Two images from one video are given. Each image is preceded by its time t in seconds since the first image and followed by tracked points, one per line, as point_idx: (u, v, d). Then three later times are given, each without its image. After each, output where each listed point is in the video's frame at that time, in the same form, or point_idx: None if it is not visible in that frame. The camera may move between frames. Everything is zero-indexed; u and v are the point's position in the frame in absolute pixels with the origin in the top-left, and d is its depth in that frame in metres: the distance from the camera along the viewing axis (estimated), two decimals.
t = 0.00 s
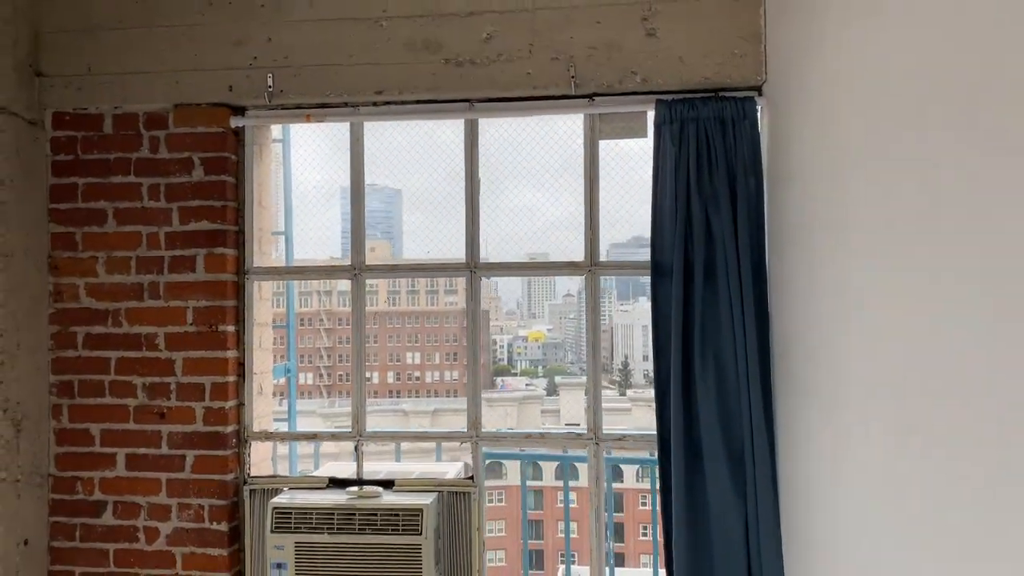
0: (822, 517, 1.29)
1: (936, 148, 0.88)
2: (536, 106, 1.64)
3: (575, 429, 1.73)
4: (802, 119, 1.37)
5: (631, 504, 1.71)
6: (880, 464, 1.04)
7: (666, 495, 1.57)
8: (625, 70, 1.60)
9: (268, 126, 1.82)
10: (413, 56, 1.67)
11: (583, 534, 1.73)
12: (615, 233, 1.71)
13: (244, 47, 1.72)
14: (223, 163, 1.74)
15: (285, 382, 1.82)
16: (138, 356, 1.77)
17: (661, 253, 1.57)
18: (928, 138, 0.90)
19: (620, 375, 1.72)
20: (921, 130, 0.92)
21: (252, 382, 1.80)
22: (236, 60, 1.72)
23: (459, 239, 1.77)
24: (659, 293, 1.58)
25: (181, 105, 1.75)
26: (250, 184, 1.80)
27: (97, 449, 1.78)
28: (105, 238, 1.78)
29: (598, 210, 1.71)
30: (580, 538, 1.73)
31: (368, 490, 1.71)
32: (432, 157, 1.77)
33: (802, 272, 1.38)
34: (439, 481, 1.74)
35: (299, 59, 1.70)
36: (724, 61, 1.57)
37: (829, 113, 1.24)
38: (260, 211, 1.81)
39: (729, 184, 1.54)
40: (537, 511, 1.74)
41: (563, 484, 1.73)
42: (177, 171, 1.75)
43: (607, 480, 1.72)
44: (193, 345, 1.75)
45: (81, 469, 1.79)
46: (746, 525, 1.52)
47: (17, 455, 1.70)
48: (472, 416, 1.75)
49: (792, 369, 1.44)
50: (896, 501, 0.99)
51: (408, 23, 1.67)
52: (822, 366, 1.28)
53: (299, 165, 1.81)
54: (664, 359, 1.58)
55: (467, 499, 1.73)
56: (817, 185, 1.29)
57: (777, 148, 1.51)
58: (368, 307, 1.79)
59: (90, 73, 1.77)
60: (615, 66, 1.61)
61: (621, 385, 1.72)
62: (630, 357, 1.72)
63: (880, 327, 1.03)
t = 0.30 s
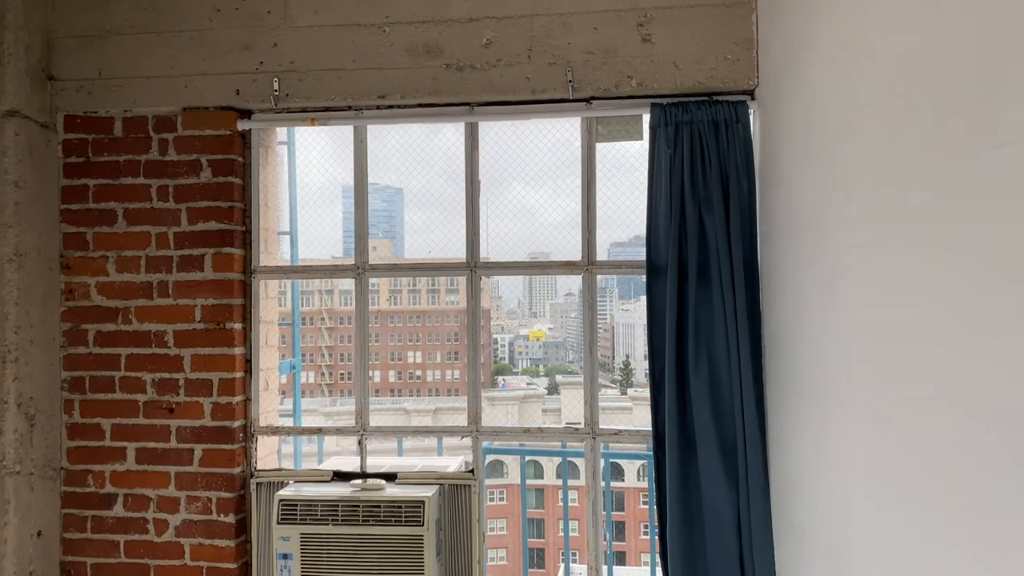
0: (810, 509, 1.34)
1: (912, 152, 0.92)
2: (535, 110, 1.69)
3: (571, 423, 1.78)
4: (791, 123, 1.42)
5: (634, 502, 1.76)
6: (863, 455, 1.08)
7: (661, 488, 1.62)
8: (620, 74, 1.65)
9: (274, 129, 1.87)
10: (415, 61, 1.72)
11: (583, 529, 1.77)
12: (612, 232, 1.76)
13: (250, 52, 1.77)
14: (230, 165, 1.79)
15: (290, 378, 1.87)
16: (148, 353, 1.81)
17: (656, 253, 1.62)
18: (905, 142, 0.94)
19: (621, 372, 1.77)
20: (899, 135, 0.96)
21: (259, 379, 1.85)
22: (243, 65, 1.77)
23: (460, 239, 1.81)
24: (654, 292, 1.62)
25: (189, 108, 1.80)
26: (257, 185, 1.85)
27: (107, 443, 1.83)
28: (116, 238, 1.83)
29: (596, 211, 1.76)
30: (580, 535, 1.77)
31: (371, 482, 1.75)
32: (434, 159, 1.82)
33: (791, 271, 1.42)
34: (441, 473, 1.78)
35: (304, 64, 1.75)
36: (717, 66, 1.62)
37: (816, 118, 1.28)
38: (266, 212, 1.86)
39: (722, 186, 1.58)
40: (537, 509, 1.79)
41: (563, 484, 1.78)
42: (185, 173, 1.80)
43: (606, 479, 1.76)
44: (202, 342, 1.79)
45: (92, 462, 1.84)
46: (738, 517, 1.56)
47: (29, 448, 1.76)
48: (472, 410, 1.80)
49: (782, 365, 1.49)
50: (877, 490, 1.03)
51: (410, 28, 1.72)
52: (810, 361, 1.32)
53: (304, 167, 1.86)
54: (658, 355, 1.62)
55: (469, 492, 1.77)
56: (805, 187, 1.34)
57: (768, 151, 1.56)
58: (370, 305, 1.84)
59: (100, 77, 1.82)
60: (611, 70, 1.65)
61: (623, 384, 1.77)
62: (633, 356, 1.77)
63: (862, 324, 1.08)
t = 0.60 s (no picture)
0: (805, 502, 1.38)
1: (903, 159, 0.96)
2: (538, 114, 1.73)
3: (574, 420, 1.82)
4: (788, 127, 1.46)
5: (635, 501, 1.80)
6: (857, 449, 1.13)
7: (662, 483, 1.66)
8: (622, 80, 1.69)
9: (284, 132, 1.91)
10: (422, 66, 1.76)
11: (585, 526, 1.82)
12: (614, 231, 1.80)
13: (261, 58, 1.81)
14: (241, 168, 1.83)
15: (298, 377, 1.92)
16: (161, 351, 1.86)
17: (657, 253, 1.66)
18: (897, 149, 0.98)
19: (622, 371, 1.81)
20: (891, 142, 1.00)
21: (269, 377, 1.90)
22: (254, 70, 1.81)
23: (465, 239, 1.86)
24: (655, 292, 1.66)
25: (201, 112, 1.84)
26: (266, 187, 1.89)
27: (121, 439, 1.88)
28: (130, 239, 1.87)
29: (598, 213, 1.80)
30: (582, 533, 1.82)
31: (379, 478, 1.80)
32: (439, 162, 1.86)
33: (787, 272, 1.47)
34: (446, 470, 1.83)
35: (313, 69, 1.79)
36: (716, 72, 1.66)
37: (811, 123, 1.33)
38: (275, 213, 1.91)
39: (721, 189, 1.63)
40: (540, 508, 1.83)
41: (567, 483, 1.82)
42: (197, 176, 1.84)
43: (607, 477, 1.81)
44: (213, 341, 1.84)
45: (106, 458, 1.88)
46: (737, 511, 1.60)
47: (46, 444, 1.80)
48: (477, 407, 1.84)
49: (780, 363, 1.53)
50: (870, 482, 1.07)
51: (417, 34, 1.76)
52: (806, 359, 1.36)
53: (312, 169, 1.90)
54: (659, 353, 1.67)
55: (474, 486, 1.82)
56: (801, 190, 1.38)
57: (766, 155, 1.60)
58: (377, 304, 1.88)
59: (114, 82, 1.87)
60: (613, 76, 1.70)
61: (624, 383, 1.81)
62: (633, 355, 1.81)
63: (856, 323, 1.13)
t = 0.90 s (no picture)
0: (804, 494, 1.42)
1: (895, 164, 1.01)
2: (544, 118, 1.78)
3: (579, 415, 1.87)
4: (787, 131, 1.50)
5: (636, 499, 1.84)
6: (853, 442, 1.17)
7: (664, 477, 1.71)
8: (625, 84, 1.73)
9: (294, 135, 1.96)
10: (431, 71, 1.80)
11: (589, 522, 1.86)
12: (618, 230, 1.84)
13: (272, 63, 1.85)
14: (253, 170, 1.88)
15: (308, 374, 1.97)
16: (176, 349, 1.90)
17: (659, 254, 1.71)
18: (889, 155, 1.03)
19: (622, 370, 1.85)
20: (884, 147, 1.05)
21: (280, 374, 1.94)
22: (265, 75, 1.86)
23: (472, 240, 1.90)
24: (657, 291, 1.71)
25: (214, 116, 1.88)
26: (278, 188, 1.94)
27: (137, 435, 1.92)
28: (145, 240, 1.92)
29: (602, 214, 1.84)
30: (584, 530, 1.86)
31: (388, 472, 1.85)
32: (447, 165, 1.90)
33: (786, 272, 1.51)
34: (455, 464, 1.88)
35: (324, 74, 1.84)
36: (717, 77, 1.71)
37: (809, 128, 1.37)
38: (286, 215, 1.96)
39: (722, 191, 1.67)
40: (540, 506, 1.88)
41: (570, 481, 1.87)
42: (211, 178, 1.89)
43: (609, 475, 1.85)
44: (227, 339, 1.88)
45: (123, 453, 1.93)
46: (738, 504, 1.64)
47: (64, 440, 1.85)
48: (484, 404, 1.89)
49: (779, 361, 1.57)
50: (865, 474, 1.12)
51: (425, 40, 1.81)
52: (805, 356, 1.41)
53: (322, 171, 1.95)
54: (661, 351, 1.71)
55: (482, 480, 1.87)
56: (799, 193, 1.43)
57: (766, 158, 1.64)
58: (386, 303, 1.93)
59: (128, 87, 1.91)
60: (616, 81, 1.74)
61: (624, 381, 1.85)
62: (633, 354, 1.85)
63: (852, 322, 1.17)
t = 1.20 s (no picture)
0: (803, 485, 1.47)
1: (893, 165, 1.05)
2: (551, 119, 1.82)
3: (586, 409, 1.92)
4: (788, 133, 1.55)
5: (636, 497, 1.90)
6: (852, 433, 1.22)
7: (668, 470, 1.75)
8: (630, 87, 1.78)
9: (306, 136, 2.00)
10: (441, 74, 1.85)
11: (593, 516, 1.91)
12: (621, 228, 1.89)
13: (286, 65, 1.90)
14: (267, 170, 1.92)
15: (319, 371, 2.01)
16: (191, 345, 1.95)
17: (664, 252, 1.75)
18: (888, 156, 1.07)
19: (622, 369, 1.90)
20: (883, 150, 1.09)
21: (293, 369, 1.99)
22: (279, 77, 1.90)
23: (480, 238, 1.95)
24: (661, 289, 1.75)
25: (229, 118, 1.93)
26: (291, 188, 1.99)
27: (153, 429, 1.97)
28: (160, 239, 1.96)
29: (608, 213, 1.89)
30: (585, 527, 1.91)
31: (399, 465, 1.89)
32: (457, 165, 1.95)
33: (786, 269, 1.56)
34: (463, 457, 1.92)
35: (337, 76, 1.88)
36: (720, 79, 1.75)
37: (809, 131, 1.42)
38: (298, 214, 2.00)
39: (725, 191, 1.71)
40: (541, 505, 1.93)
41: (575, 479, 1.91)
42: (225, 178, 1.93)
43: (613, 473, 1.90)
44: (241, 336, 1.93)
45: (139, 447, 1.98)
46: (740, 495, 1.69)
47: (83, 433, 1.90)
48: (492, 398, 1.94)
49: (780, 357, 1.62)
50: (863, 463, 1.17)
51: (435, 43, 1.85)
52: (805, 351, 1.46)
53: (333, 171, 1.99)
54: (665, 347, 1.76)
55: (491, 473, 1.91)
56: (800, 193, 1.47)
57: (768, 159, 1.69)
58: (397, 301, 1.97)
59: (145, 89, 1.96)
60: (622, 83, 1.79)
61: (624, 380, 1.90)
62: (633, 353, 1.90)
63: (852, 318, 1.22)
